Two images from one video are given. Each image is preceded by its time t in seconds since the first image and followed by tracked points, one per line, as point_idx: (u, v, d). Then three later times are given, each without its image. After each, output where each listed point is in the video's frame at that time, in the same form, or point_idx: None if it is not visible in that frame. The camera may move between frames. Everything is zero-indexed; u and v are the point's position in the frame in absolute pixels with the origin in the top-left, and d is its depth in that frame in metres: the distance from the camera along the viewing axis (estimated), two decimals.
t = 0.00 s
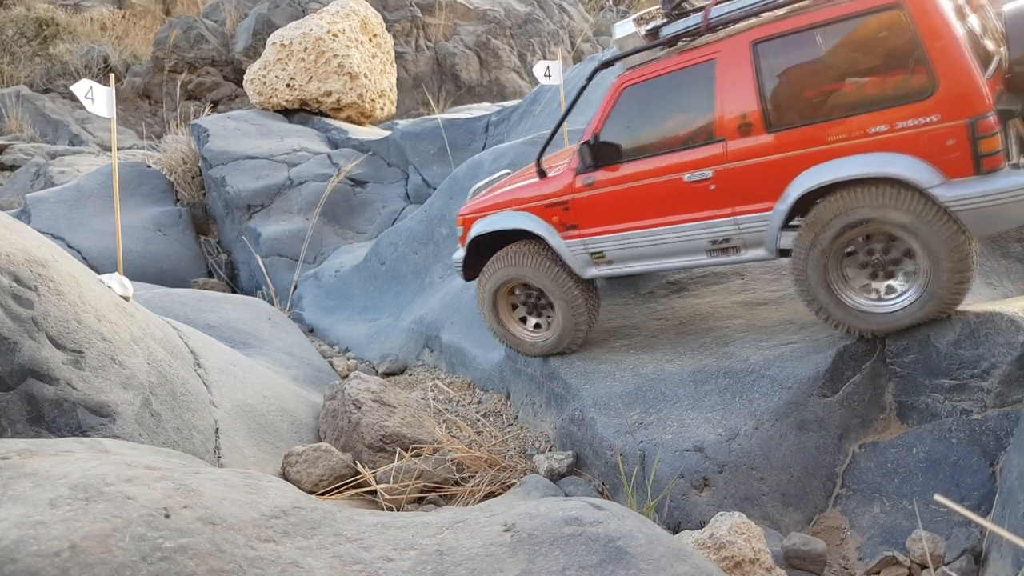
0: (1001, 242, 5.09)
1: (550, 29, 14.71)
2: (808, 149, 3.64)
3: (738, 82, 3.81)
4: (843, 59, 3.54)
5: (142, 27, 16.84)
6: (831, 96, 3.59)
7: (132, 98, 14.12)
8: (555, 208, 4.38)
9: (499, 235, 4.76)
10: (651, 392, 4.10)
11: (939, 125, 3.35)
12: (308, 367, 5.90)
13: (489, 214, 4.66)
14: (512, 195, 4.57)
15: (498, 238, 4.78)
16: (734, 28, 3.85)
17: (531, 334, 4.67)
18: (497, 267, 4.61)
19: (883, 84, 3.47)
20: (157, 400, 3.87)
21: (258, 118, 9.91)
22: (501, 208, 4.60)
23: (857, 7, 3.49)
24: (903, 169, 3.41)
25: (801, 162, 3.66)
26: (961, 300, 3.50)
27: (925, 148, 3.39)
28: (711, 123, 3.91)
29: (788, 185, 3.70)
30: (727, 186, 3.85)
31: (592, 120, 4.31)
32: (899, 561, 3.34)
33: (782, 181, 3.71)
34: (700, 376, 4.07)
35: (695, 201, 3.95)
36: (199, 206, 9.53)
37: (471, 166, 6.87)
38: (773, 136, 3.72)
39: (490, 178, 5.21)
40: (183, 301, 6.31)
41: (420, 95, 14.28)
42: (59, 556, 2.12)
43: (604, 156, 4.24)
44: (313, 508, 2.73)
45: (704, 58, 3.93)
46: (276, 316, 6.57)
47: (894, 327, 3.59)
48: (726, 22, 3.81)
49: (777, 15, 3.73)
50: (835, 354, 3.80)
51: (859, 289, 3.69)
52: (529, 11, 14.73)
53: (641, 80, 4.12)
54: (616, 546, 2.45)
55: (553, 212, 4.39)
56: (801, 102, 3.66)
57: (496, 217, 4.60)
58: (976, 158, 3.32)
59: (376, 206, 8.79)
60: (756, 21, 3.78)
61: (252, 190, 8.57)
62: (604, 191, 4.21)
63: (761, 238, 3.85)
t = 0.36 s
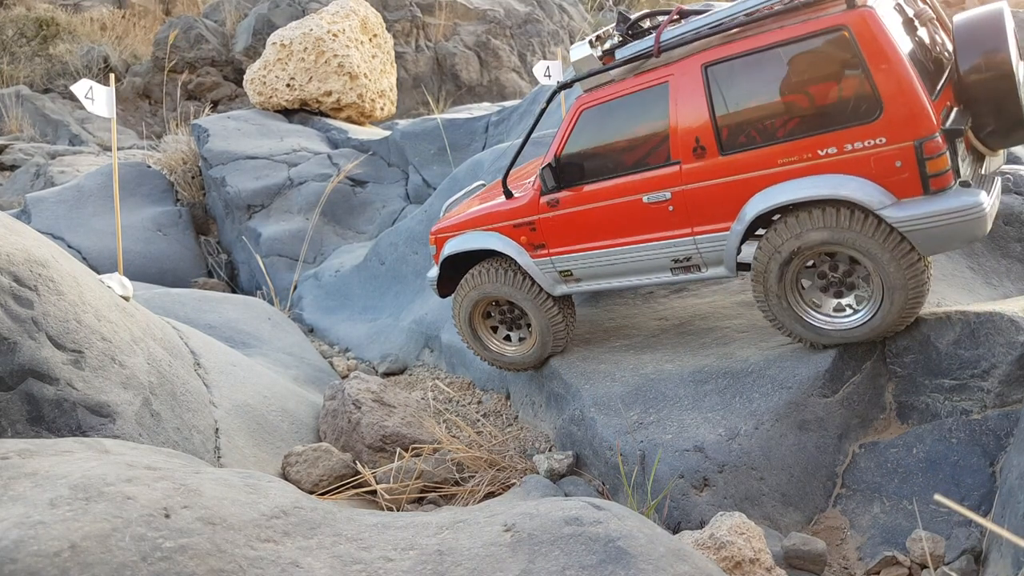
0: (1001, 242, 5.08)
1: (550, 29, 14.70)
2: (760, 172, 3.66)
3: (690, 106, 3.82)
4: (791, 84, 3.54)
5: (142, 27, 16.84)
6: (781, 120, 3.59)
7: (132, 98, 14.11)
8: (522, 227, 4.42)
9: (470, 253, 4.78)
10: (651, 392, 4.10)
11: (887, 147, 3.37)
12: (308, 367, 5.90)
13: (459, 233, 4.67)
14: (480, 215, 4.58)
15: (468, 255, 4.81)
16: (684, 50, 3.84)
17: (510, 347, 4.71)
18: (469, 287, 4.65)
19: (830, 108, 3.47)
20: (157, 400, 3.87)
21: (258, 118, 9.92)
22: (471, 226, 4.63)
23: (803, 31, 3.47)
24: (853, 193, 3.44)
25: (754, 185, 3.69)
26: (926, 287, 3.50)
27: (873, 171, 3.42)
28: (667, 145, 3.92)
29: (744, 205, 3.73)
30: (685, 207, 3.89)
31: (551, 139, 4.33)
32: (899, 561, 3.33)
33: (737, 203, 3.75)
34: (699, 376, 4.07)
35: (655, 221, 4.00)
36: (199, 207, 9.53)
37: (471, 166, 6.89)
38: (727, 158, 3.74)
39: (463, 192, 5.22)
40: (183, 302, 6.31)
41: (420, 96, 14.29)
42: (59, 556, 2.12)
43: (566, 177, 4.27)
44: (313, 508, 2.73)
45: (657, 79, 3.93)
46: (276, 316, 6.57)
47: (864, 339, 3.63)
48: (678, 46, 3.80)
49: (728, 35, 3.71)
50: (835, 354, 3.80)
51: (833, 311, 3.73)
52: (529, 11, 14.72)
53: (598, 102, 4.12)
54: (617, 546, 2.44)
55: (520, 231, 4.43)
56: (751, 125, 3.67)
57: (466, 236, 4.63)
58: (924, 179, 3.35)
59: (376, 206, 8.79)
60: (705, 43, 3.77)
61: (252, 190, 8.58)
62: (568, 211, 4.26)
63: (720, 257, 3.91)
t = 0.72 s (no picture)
0: (1001, 242, 5.08)
1: (550, 29, 14.70)
2: (760, 173, 3.66)
3: (690, 107, 3.82)
4: (791, 86, 3.54)
5: (142, 27, 16.85)
6: (781, 122, 3.59)
7: (132, 98, 14.11)
8: (521, 228, 4.42)
9: (469, 255, 4.78)
10: (651, 392, 4.10)
11: (886, 149, 3.37)
12: (308, 367, 5.90)
13: (458, 234, 4.67)
14: (479, 217, 4.58)
15: (468, 256, 4.81)
16: (683, 52, 3.83)
17: (508, 349, 4.71)
18: (468, 288, 4.64)
19: (830, 109, 3.47)
20: (157, 400, 3.87)
21: (258, 118, 9.92)
22: (470, 228, 4.62)
23: (803, 33, 3.47)
24: (853, 195, 3.44)
25: (754, 186, 3.69)
26: (926, 285, 3.50)
27: (873, 172, 3.42)
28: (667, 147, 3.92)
29: (744, 207, 3.73)
30: (685, 208, 3.89)
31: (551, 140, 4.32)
32: (899, 561, 3.33)
33: (737, 205, 3.75)
34: (699, 376, 4.07)
35: (655, 222, 4.00)
36: (199, 207, 9.53)
37: (471, 166, 6.88)
38: (726, 160, 3.74)
39: (463, 192, 5.22)
40: (183, 302, 6.31)
41: (420, 96, 14.30)
42: (59, 556, 2.12)
43: (566, 179, 4.26)
44: (313, 508, 2.73)
45: (657, 81, 3.92)
46: (276, 316, 6.57)
47: (863, 340, 3.63)
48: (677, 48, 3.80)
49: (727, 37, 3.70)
50: (835, 354, 3.80)
51: (833, 311, 3.73)
52: (529, 10, 14.71)
53: (598, 103, 4.12)
54: (617, 546, 2.43)
55: (520, 233, 4.43)
56: (751, 126, 3.67)
57: (465, 237, 4.62)
58: (924, 181, 3.35)
59: (376, 206, 8.79)
60: (704, 45, 3.77)
61: (252, 190, 8.58)
62: (567, 212, 4.25)
63: (720, 258, 3.91)
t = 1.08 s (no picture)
0: (1001, 242, 5.08)
1: (550, 29, 14.70)
2: (760, 173, 3.66)
3: (690, 107, 3.81)
4: (790, 86, 3.54)
5: (142, 26, 16.85)
6: (781, 121, 3.59)
7: (132, 98, 14.12)
8: (521, 228, 4.41)
9: (469, 254, 4.78)
10: (651, 392, 4.10)
11: (886, 149, 3.37)
12: (308, 367, 5.90)
13: (458, 234, 4.67)
14: (479, 217, 4.58)
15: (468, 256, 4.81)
16: (683, 52, 3.83)
17: (508, 349, 4.71)
18: (468, 288, 4.64)
19: (830, 109, 3.47)
20: (157, 400, 3.87)
21: (258, 118, 9.92)
22: (470, 228, 4.62)
23: (803, 33, 3.47)
24: (853, 195, 3.44)
25: (754, 186, 3.69)
26: (926, 285, 3.50)
27: (873, 172, 3.42)
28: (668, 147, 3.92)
29: (744, 207, 3.73)
30: (685, 209, 3.88)
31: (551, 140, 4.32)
32: (899, 561, 3.33)
33: (736, 205, 3.75)
34: (699, 376, 4.07)
35: (655, 222, 4.00)
36: (199, 206, 9.53)
37: (471, 165, 6.88)
38: (727, 160, 3.74)
39: (463, 192, 5.21)
40: (183, 301, 6.31)
41: (420, 95, 14.31)
42: (59, 555, 2.12)
43: (566, 178, 4.26)
44: (313, 508, 2.73)
45: (657, 81, 3.92)
46: (276, 316, 6.57)
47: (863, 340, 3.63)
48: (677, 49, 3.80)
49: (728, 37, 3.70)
50: (835, 354, 3.79)
51: (833, 311, 3.73)
52: (529, 10, 14.71)
53: (598, 103, 4.12)
54: (617, 545, 2.43)
55: (520, 233, 4.43)
56: (751, 126, 3.67)
57: (465, 237, 4.62)
58: (923, 182, 3.35)
59: (376, 206, 8.79)
60: (705, 45, 3.77)
61: (252, 190, 8.58)
62: (567, 212, 4.25)
63: (720, 258, 3.91)
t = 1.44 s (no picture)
0: (1001, 242, 5.08)
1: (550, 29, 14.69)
2: (759, 173, 3.66)
3: (690, 107, 3.81)
4: (790, 86, 3.54)
5: (142, 26, 16.85)
6: (781, 121, 3.59)
7: (132, 98, 14.12)
8: (521, 228, 4.41)
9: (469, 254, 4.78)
10: (651, 392, 4.10)
11: (886, 150, 3.37)
12: (308, 367, 5.90)
13: (458, 234, 4.67)
14: (479, 217, 4.58)
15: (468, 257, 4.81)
16: (683, 53, 3.83)
17: (508, 349, 4.71)
18: (468, 288, 4.64)
19: (829, 109, 3.47)
20: (157, 400, 3.87)
21: (258, 118, 9.92)
22: (470, 228, 4.62)
23: (802, 33, 3.47)
24: (853, 194, 3.44)
25: (754, 186, 3.69)
26: (926, 286, 3.50)
27: (873, 172, 3.42)
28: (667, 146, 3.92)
29: (744, 207, 3.73)
30: (685, 209, 3.88)
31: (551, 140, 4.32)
32: (899, 561, 3.33)
33: (736, 206, 3.75)
34: (699, 376, 4.07)
35: (655, 222, 4.00)
36: (199, 206, 9.52)
37: (471, 165, 6.88)
38: (727, 160, 3.73)
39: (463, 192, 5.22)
40: (183, 301, 6.31)
41: (420, 95, 14.31)
42: (59, 555, 2.12)
43: (566, 178, 4.26)
44: (313, 508, 2.73)
45: (657, 81, 3.92)
46: (276, 316, 6.57)
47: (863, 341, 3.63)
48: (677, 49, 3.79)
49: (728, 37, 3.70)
50: (835, 354, 3.79)
51: (833, 311, 3.73)
52: (529, 10, 14.70)
53: (598, 103, 4.12)
54: (617, 545, 2.43)
55: (520, 233, 4.43)
56: (751, 126, 3.67)
57: (465, 237, 4.62)
58: (923, 182, 3.35)
59: (376, 206, 8.79)
60: (705, 45, 3.77)
61: (252, 190, 8.58)
62: (567, 212, 4.25)
63: (720, 259, 3.90)
